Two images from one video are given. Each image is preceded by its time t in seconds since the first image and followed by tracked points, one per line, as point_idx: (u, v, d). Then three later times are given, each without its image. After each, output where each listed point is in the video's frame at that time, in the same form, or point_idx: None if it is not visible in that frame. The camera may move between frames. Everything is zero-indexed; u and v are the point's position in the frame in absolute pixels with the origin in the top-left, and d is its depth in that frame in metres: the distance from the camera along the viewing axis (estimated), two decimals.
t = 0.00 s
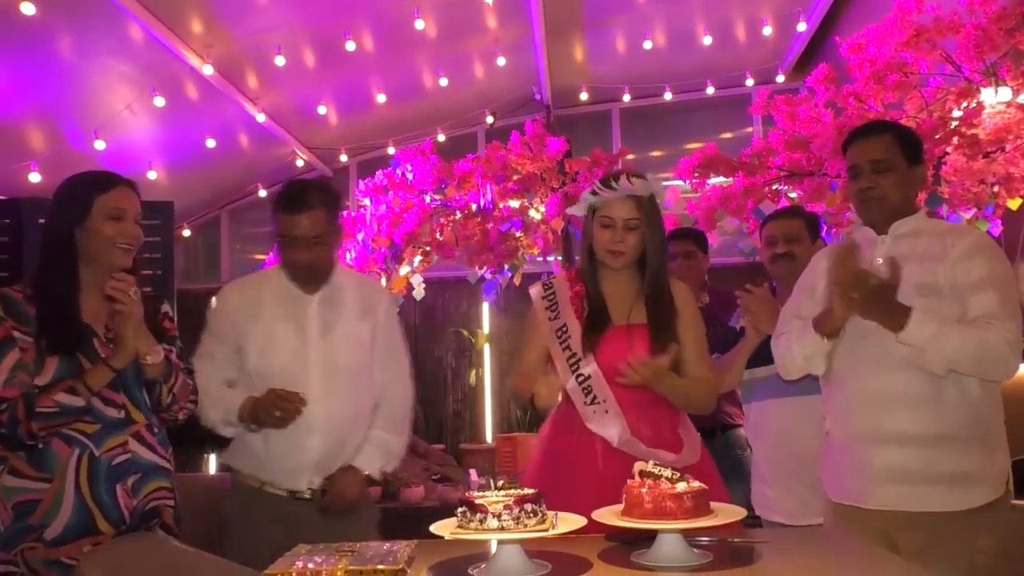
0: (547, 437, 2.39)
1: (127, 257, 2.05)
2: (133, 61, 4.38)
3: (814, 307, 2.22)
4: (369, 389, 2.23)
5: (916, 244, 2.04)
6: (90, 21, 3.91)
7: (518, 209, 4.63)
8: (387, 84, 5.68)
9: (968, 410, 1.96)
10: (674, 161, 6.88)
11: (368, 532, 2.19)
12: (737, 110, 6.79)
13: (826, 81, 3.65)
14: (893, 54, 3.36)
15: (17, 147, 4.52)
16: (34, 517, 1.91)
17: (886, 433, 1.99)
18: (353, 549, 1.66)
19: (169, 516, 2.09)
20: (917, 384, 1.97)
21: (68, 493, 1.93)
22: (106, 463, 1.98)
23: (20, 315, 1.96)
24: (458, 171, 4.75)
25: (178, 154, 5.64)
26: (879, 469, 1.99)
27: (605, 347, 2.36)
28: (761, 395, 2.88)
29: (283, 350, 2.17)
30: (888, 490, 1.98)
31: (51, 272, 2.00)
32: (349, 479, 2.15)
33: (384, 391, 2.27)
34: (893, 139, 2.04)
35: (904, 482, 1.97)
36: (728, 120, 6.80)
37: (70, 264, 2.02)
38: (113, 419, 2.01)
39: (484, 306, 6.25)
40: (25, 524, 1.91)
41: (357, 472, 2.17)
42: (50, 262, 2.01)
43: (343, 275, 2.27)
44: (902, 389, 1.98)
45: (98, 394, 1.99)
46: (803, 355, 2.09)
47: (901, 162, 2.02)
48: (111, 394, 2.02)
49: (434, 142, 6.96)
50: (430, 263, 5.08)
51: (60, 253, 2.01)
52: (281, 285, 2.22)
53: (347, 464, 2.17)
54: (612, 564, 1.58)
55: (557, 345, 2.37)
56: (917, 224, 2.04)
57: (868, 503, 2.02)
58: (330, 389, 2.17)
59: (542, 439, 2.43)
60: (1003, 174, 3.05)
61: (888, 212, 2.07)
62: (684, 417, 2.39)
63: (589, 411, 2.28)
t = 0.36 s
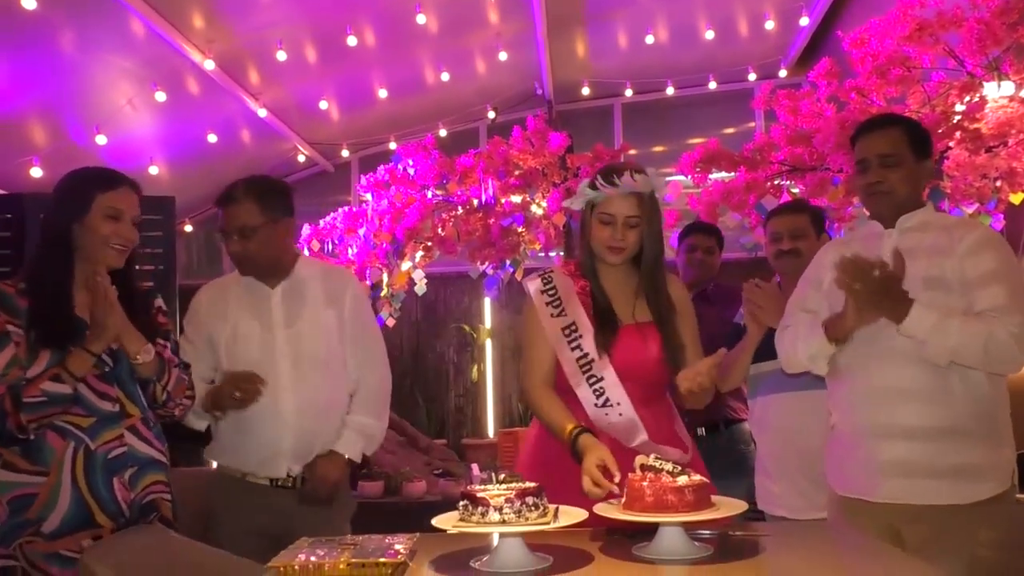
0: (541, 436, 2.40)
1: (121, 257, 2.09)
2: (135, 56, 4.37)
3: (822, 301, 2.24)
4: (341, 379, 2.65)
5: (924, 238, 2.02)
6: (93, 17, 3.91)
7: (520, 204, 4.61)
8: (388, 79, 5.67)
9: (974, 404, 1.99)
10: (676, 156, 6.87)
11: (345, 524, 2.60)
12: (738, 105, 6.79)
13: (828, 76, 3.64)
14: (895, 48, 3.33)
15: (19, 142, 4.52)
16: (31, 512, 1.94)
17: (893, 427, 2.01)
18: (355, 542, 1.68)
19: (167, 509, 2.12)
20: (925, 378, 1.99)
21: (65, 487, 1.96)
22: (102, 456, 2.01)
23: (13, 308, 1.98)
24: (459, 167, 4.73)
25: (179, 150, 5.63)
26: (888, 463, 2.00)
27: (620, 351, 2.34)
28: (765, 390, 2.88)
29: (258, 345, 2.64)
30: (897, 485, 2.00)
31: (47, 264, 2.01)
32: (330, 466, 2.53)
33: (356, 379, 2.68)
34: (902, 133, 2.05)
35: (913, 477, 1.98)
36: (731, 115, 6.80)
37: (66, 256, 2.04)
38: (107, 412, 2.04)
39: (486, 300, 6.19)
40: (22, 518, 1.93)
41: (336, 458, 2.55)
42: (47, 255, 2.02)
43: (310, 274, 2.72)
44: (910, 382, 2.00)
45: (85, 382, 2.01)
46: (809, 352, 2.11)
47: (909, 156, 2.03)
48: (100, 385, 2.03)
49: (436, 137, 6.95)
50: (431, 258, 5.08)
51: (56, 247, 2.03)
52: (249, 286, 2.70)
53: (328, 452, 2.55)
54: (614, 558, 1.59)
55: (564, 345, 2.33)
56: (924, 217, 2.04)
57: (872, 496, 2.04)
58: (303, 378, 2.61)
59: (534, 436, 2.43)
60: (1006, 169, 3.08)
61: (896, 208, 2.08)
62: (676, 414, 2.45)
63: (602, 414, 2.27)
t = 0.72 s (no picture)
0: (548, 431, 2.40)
1: (110, 254, 2.09)
2: (133, 52, 4.37)
3: (827, 295, 2.24)
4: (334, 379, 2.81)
5: (933, 232, 2.05)
6: (91, 13, 3.91)
7: (518, 200, 4.66)
8: (387, 75, 5.67)
9: (983, 400, 2.00)
10: (675, 151, 6.86)
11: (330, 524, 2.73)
12: (737, 99, 6.78)
13: (827, 70, 3.63)
14: (893, 42, 3.32)
15: (17, 139, 4.52)
16: (30, 512, 1.92)
17: (901, 421, 2.02)
18: (354, 538, 1.69)
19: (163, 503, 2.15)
20: (935, 373, 2.00)
21: (64, 487, 1.94)
22: (101, 454, 2.01)
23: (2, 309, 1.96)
24: (458, 162, 4.71)
25: (177, 146, 5.62)
26: (897, 456, 2.01)
27: (627, 348, 2.34)
28: (766, 383, 2.89)
29: (257, 337, 2.80)
30: (906, 479, 2.00)
31: (39, 258, 2.01)
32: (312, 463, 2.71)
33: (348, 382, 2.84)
34: (913, 125, 2.06)
35: (922, 470, 1.99)
36: (729, 110, 6.79)
37: (56, 250, 2.03)
38: (104, 410, 2.03)
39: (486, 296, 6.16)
40: (20, 519, 1.92)
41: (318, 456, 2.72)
42: (37, 249, 2.02)
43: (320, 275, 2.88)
44: (918, 377, 2.00)
45: (78, 381, 1.99)
46: (816, 343, 2.11)
47: (918, 149, 2.05)
48: (94, 382, 2.03)
49: (435, 133, 6.94)
50: (430, 254, 5.08)
51: (46, 240, 2.03)
52: (257, 280, 2.88)
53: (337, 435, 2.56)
54: (612, 552, 1.60)
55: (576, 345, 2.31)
56: (931, 212, 2.07)
57: (877, 490, 2.04)
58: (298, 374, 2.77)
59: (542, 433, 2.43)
60: (1004, 163, 3.08)
61: (904, 200, 2.11)
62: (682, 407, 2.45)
63: (610, 411, 2.26)
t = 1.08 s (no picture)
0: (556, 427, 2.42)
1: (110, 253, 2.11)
2: (130, 47, 4.36)
3: (834, 289, 2.25)
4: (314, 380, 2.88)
5: (941, 230, 2.05)
6: (88, 9, 3.90)
7: (517, 196, 4.63)
8: (384, 70, 5.66)
9: (987, 397, 2.00)
10: (673, 148, 6.86)
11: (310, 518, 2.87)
12: (736, 95, 6.78)
13: (824, 67, 3.62)
14: (892, 38, 3.32)
15: (14, 134, 4.51)
16: (43, 517, 1.91)
17: (907, 418, 2.02)
18: (353, 534, 1.70)
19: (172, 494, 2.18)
20: (941, 370, 2.00)
21: (78, 488, 1.95)
22: (113, 453, 2.02)
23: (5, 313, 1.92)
24: (456, 158, 4.72)
25: (174, 142, 5.61)
26: (902, 452, 2.01)
27: (629, 343, 2.36)
28: (766, 378, 2.89)
29: (235, 331, 2.85)
30: (910, 475, 2.01)
31: (41, 253, 2.01)
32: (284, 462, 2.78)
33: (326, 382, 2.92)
34: (918, 123, 2.07)
35: (926, 466, 2.00)
36: (727, 107, 6.79)
37: (60, 247, 2.03)
38: (115, 408, 2.05)
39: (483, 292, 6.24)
40: (32, 524, 1.90)
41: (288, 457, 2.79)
42: (41, 245, 2.01)
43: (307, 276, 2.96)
44: (925, 374, 2.01)
45: (88, 381, 2.01)
46: (822, 337, 2.11)
47: (926, 145, 2.06)
48: (106, 380, 2.05)
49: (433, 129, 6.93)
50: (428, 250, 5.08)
51: (48, 236, 2.02)
52: (243, 276, 2.95)
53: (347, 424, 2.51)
54: (609, 548, 1.61)
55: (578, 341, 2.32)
56: (939, 209, 2.07)
57: (879, 485, 2.05)
58: (276, 371, 2.82)
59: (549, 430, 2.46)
60: (1001, 160, 3.08)
61: (911, 194, 2.11)
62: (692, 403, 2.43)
63: (614, 407, 2.27)
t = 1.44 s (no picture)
0: (562, 423, 2.43)
1: (180, 261, 2.14)
2: (128, 40, 4.34)
3: (827, 287, 2.24)
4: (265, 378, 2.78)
5: (935, 225, 2.05)
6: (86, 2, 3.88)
7: (515, 191, 4.63)
8: (383, 65, 5.64)
9: (975, 391, 2.04)
10: (672, 143, 6.86)
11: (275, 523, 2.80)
12: (735, 90, 6.77)
13: (824, 61, 3.61)
14: (892, 33, 3.32)
15: (11, 128, 4.49)
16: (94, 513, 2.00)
17: (896, 412, 2.06)
18: (351, 528, 1.70)
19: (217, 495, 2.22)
20: (928, 364, 2.04)
21: (124, 495, 2.01)
22: (160, 459, 2.06)
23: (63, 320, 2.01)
24: (454, 153, 4.70)
25: (172, 136, 5.58)
26: (891, 446, 2.06)
27: (622, 340, 2.35)
28: (767, 372, 2.88)
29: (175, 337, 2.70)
30: (899, 467, 2.05)
31: (106, 264, 2.06)
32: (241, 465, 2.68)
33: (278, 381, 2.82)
34: (915, 118, 2.08)
35: (915, 459, 2.04)
36: (726, 102, 6.78)
37: (127, 260, 2.07)
38: (165, 416, 2.07)
39: (482, 288, 6.15)
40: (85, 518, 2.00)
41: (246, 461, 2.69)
42: (110, 256, 2.06)
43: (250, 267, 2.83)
44: (913, 368, 2.05)
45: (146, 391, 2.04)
46: (813, 334, 2.16)
47: (921, 143, 2.06)
48: (162, 392, 2.07)
49: (432, 124, 6.91)
50: (427, 244, 5.08)
51: (113, 246, 2.06)
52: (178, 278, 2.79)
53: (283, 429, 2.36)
54: (608, 542, 1.61)
55: (571, 336, 2.35)
56: (932, 206, 2.06)
57: (868, 477, 2.11)
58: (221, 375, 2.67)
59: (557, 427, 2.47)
60: (1002, 155, 3.10)
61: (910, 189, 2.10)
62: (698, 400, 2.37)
63: (606, 405, 2.30)
